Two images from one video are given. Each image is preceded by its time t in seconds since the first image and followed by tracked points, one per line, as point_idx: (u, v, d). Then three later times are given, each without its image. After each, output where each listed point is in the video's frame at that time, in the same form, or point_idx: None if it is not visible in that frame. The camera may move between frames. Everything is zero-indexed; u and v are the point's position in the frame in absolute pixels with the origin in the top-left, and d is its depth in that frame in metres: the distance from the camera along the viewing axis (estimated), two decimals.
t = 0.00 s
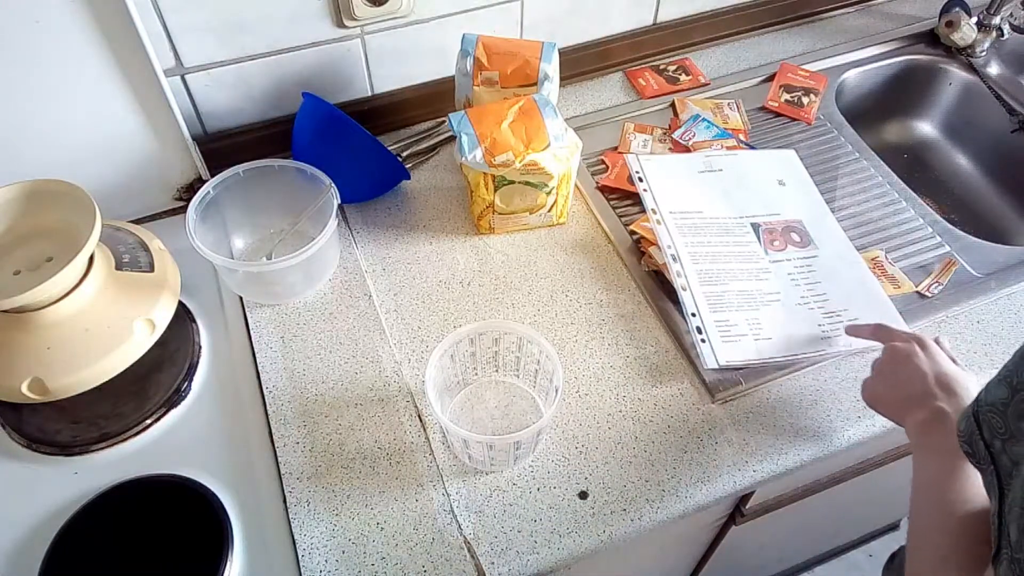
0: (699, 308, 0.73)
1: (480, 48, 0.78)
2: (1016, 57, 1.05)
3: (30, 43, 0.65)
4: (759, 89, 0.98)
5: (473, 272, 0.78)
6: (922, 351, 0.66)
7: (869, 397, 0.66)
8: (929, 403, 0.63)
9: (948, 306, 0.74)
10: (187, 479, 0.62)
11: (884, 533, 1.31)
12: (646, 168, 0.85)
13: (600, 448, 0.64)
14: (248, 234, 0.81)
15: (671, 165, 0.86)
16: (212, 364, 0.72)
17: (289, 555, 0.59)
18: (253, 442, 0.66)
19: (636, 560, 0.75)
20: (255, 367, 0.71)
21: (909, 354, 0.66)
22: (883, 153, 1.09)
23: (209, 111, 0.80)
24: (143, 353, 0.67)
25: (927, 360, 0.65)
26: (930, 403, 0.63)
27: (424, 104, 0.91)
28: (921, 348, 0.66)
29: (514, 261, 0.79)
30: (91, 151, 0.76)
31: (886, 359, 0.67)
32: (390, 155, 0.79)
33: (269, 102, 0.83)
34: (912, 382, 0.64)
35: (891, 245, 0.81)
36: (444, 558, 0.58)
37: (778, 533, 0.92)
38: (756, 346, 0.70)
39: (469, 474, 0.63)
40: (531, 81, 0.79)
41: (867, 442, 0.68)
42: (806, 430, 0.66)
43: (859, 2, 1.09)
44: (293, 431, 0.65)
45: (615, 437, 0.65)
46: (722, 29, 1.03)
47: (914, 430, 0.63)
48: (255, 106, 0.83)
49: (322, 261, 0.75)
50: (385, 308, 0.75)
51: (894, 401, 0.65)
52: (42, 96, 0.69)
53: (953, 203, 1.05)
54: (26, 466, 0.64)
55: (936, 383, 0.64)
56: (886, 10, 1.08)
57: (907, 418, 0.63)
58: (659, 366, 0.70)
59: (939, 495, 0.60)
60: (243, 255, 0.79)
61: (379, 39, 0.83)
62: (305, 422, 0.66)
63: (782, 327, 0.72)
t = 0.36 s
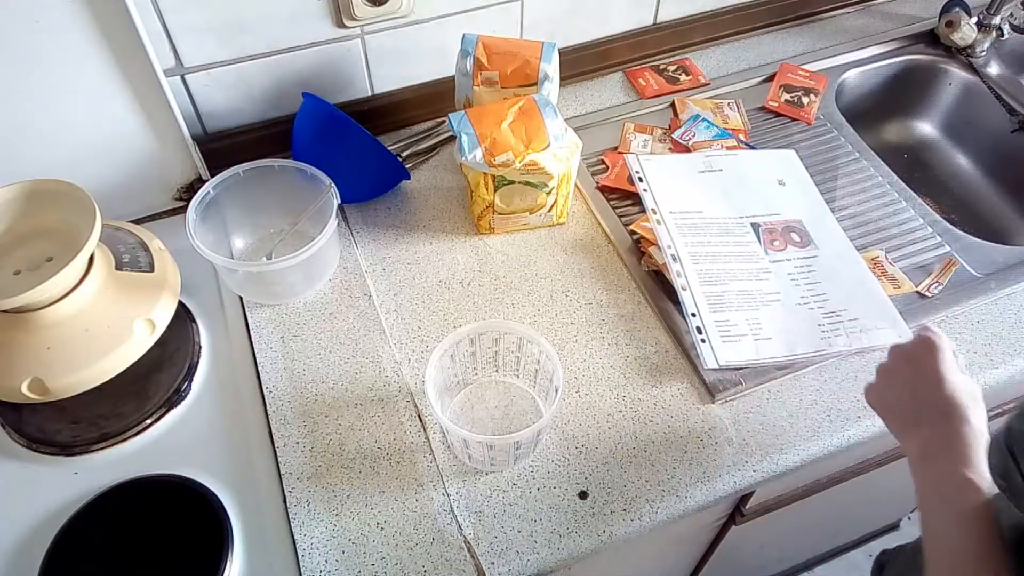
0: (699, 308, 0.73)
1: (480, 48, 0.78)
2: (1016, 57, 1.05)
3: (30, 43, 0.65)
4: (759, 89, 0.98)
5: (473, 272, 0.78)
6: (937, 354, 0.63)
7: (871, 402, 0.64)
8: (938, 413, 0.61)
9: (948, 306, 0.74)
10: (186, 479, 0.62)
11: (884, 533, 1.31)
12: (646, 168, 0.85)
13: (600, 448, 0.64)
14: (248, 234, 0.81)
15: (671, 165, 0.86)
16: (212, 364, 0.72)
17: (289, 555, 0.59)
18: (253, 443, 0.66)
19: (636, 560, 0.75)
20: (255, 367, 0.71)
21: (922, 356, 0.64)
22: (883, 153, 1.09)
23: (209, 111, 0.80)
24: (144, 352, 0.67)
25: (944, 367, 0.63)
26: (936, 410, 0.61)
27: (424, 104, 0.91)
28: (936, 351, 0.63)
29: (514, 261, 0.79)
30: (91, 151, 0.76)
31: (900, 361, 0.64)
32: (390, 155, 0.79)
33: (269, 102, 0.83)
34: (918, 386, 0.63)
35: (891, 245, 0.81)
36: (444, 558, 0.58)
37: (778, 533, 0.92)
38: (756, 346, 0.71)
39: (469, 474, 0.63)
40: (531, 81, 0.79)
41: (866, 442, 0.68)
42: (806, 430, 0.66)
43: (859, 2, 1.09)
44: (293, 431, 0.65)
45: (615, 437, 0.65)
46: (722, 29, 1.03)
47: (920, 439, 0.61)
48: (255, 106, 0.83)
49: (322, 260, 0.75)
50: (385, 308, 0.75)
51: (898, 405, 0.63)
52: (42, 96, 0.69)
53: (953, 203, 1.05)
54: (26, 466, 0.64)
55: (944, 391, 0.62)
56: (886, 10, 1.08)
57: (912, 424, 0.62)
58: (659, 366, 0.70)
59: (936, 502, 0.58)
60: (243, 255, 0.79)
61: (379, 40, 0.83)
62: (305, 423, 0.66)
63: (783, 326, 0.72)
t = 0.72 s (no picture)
0: (699, 308, 0.73)
1: (480, 48, 0.78)
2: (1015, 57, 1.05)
3: (30, 43, 0.65)
4: (759, 89, 0.98)
5: (473, 272, 0.78)
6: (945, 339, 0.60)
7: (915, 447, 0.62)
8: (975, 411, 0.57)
9: (948, 306, 0.74)
10: (185, 480, 0.62)
11: (883, 533, 1.31)
12: (646, 168, 0.85)
13: (600, 448, 0.64)
14: (249, 234, 0.81)
15: (671, 165, 0.86)
16: (212, 364, 0.72)
17: (290, 555, 0.59)
18: (253, 443, 0.66)
19: (637, 559, 0.75)
20: (255, 367, 0.71)
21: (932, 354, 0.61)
22: (882, 153, 1.09)
23: (208, 111, 0.80)
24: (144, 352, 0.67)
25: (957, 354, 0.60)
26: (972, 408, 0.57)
27: (424, 104, 0.91)
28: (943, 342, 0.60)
29: (514, 261, 0.79)
30: (91, 151, 0.76)
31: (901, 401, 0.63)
32: (390, 155, 0.79)
33: (268, 102, 0.83)
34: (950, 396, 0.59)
35: (891, 245, 0.81)
36: (444, 558, 0.58)
37: (778, 533, 0.92)
38: (756, 346, 0.71)
39: (469, 474, 0.63)
40: (531, 81, 0.79)
41: (866, 442, 0.68)
42: (806, 430, 0.66)
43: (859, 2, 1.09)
44: (293, 431, 0.65)
45: (615, 437, 0.65)
46: (722, 30, 1.03)
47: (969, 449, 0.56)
48: (255, 106, 0.83)
49: (322, 260, 0.75)
50: (385, 308, 0.75)
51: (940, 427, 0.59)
52: (42, 96, 0.69)
53: (952, 203, 1.06)
54: (26, 466, 0.64)
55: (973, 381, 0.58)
56: (886, 10, 1.08)
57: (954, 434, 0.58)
58: (659, 366, 0.70)
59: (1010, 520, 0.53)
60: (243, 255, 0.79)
61: (379, 39, 0.83)
62: (305, 423, 0.66)
63: (783, 327, 0.72)
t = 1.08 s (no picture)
0: (699, 308, 0.73)
1: (480, 48, 0.78)
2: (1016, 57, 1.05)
3: (29, 43, 0.65)
4: (759, 89, 0.98)
5: (473, 272, 0.78)
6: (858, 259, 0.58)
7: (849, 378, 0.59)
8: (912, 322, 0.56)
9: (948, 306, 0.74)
10: (185, 480, 0.62)
11: (884, 533, 1.31)
12: (646, 168, 0.85)
13: (600, 448, 0.64)
14: (249, 234, 0.81)
15: (671, 165, 0.86)
16: (212, 365, 0.72)
17: (289, 555, 0.59)
18: (253, 443, 0.66)
19: (636, 559, 0.75)
20: (254, 366, 0.71)
21: (844, 280, 0.60)
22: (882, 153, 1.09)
23: (209, 111, 0.80)
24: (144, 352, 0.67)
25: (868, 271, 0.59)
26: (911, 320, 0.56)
27: (424, 104, 0.91)
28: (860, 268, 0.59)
29: (514, 261, 0.79)
30: (90, 151, 0.76)
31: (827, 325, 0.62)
32: (390, 155, 0.79)
33: (268, 102, 0.83)
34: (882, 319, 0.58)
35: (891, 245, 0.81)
36: (444, 558, 0.58)
37: (779, 533, 0.92)
38: (756, 346, 0.71)
39: (469, 474, 0.63)
40: (531, 81, 0.79)
41: (866, 442, 0.68)
42: (806, 430, 0.66)
43: (859, 2, 1.09)
44: (293, 431, 0.65)
45: (615, 437, 0.65)
46: (722, 30, 1.03)
47: (934, 382, 0.55)
48: (255, 106, 0.83)
49: (322, 260, 0.75)
50: (385, 308, 0.75)
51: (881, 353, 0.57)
52: (42, 96, 0.69)
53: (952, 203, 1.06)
54: (26, 466, 0.64)
55: (897, 293, 0.58)
56: (886, 10, 1.08)
57: (898, 356, 0.56)
58: (659, 366, 0.70)
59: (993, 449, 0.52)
60: (243, 255, 0.79)
61: (379, 39, 0.83)
62: (305, 422, 0.66)
63: (783, 327, 0.72)
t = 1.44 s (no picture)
0: (699, 308, 0.73)
1: (480, 48, 0.78)
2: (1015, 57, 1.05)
3: (29, 43, 0.65)
4: (759, 89, 0.98)
5: (473, 272, 0.78)
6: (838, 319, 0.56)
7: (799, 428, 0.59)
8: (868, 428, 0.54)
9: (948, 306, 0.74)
10: (184, 480, 0.62)
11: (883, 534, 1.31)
12: (646, 168, 0.85)
13: (599, 448, 0.64)
14: (249, 234, 0.81)
15: (671, 165, 0.86)
16: (212, 364, 0.72)
17: (289, 555, 0.59)
18: (254, 443, 0.66)
19: (636, 560, 0.75)
20: (255, 366, 0.71)
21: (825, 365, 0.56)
22: (882, 153, 1.09)
23: (208, 110, 0.80)
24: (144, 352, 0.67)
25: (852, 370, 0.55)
26: (870, 425, 0.55)
27: (424, 104, 0.91)
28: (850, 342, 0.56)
29: (514, 261, 0.79)
30: (90, 151, 0.76)
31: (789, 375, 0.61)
32: (390, 155, 0.79)
33: (268, 102, 0.83)
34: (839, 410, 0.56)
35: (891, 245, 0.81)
36: (444, 558, 0.58)
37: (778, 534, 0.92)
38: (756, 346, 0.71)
39: (469, 474, 0.63)
40: (531, 81, 0.79)
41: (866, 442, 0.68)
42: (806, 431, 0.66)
43: (859, 2, 1.09)
44: (293, 431, 0.65)
45: (615, 437, 0.65)
46: (722, 30, 1.03)
47: (870, 469, 0.54)
48: (255, 106, 0.83)
49: (322, 260, 0.75)
50: (385, 308, 0.75)
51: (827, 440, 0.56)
52: (41, 96, 0.69)
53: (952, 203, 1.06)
54: (26, 466, 0.64)
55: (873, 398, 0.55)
56: (886, 10, 1.08)
57: (846, 438, 0.55)
58: (659, 366, 0.70)
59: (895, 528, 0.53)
60: (243, 255, 0.79)
61: (379, 39, 0.83)
62: (305, 423, 0.66)
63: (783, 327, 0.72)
